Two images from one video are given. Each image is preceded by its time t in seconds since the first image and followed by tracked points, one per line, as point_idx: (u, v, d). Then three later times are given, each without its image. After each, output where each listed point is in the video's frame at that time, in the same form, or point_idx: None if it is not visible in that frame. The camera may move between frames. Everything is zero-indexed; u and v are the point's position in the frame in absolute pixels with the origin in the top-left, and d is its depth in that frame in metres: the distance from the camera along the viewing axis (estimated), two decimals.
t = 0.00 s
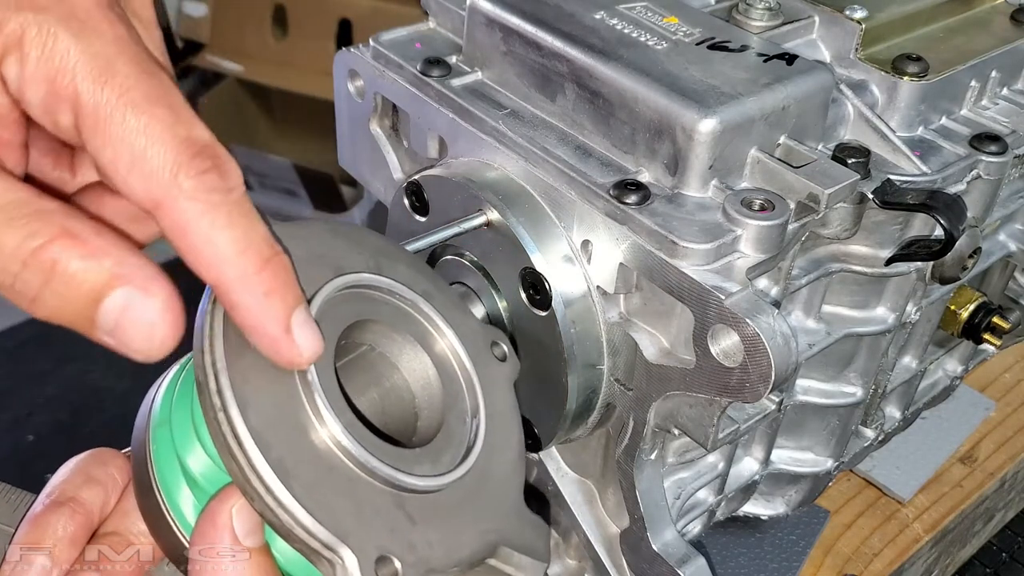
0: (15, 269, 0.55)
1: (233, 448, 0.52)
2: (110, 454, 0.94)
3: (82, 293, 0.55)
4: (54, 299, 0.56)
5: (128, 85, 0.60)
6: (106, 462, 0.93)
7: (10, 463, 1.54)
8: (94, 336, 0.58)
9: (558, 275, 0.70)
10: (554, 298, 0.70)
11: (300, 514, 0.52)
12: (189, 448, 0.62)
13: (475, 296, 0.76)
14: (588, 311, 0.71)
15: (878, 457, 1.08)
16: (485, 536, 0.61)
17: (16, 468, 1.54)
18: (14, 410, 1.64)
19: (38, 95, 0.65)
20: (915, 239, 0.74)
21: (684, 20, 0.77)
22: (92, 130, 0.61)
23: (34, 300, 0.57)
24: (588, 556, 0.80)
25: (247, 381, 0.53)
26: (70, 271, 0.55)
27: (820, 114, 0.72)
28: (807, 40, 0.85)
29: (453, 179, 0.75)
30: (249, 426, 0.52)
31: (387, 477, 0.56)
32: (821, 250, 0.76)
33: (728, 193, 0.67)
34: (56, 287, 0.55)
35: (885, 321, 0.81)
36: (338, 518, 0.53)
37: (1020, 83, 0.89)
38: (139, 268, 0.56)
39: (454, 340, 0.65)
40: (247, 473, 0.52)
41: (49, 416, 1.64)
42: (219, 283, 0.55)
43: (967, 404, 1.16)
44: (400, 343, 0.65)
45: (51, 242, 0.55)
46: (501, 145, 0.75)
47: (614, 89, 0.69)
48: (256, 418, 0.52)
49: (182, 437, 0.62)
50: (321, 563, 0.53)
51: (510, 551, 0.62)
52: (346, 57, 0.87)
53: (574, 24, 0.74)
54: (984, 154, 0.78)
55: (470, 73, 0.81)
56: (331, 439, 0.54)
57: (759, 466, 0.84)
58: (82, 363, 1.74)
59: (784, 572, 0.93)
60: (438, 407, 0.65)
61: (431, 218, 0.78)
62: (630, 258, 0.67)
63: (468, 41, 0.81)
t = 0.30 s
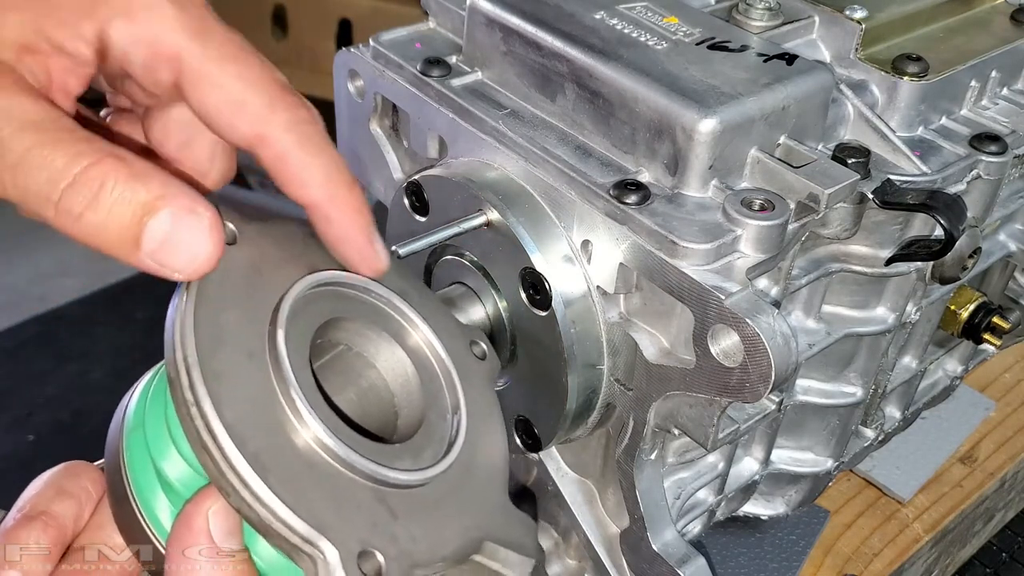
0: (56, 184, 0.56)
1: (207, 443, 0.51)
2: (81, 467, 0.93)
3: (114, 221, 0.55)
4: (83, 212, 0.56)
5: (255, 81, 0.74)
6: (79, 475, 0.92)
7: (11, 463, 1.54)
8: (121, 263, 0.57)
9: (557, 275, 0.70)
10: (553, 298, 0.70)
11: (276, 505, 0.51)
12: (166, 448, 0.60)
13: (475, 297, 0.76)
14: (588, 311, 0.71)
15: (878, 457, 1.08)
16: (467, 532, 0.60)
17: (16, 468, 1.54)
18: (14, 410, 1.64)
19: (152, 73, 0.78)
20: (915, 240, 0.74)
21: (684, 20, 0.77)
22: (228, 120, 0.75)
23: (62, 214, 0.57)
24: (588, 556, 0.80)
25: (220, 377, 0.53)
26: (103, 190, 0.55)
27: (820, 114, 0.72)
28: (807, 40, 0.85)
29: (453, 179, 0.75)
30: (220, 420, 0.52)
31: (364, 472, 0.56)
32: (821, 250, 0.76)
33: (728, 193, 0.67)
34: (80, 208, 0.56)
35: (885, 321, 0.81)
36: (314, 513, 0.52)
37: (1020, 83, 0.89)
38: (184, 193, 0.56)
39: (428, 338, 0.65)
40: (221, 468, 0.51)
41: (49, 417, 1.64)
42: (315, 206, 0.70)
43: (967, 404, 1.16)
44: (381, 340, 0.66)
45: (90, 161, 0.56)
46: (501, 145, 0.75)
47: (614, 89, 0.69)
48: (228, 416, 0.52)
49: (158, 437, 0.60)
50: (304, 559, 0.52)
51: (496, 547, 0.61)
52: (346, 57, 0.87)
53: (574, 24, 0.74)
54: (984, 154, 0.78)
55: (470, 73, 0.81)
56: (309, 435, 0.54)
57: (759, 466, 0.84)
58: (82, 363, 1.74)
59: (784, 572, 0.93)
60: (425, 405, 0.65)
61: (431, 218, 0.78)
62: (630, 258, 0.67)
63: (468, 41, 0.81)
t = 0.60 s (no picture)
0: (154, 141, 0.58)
1: (323, 399, 0.56)
2: (47, 444, 0.94)
3: (215, 185, 0.58)
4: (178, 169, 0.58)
5: (356, 113, 0.76)
6: (45, 451, 0.93)
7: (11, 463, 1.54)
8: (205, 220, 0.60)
9: (557, 275, 0.70)
10: (554, 298, 0.70)
11: (385, 467, 0.57)
12: (217, 413, 0.64)
13: (476, 297, 0.76)
14: (588, 311, 0.71)
15: (878, 457, 1.08)
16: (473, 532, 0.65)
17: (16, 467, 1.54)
18: (14, 410, 1.64)
19: (264, 93, 0.80)
20: (915, 240, 0.74)
21: (684, 20, 0.76)
22: (328, 149, 0.77)
23: (156, 171, 0.58)
24: (588, 556, 0.80)
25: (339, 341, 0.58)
26: (205, 153, 0.58)
27: (820, 114, 0.72)
28: (807, 41, 0.85)
29: (453, 179, 0.75)
30: (343, 379, 0.57)
31: (436, 450, 0.62)
32: (821, 250, 0.76)
33: (728, 193, 0.67)
34: (178, 164, 0.58)
35: (885, 321, 0.81)
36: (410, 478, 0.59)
37: (1020, 83, 0.89)
38: (286, 165, 0.60)
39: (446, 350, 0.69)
40: (335, 425, 0.57)
41: (49, 417, 1.64)
42: (391, 236, 0.72)
43: (967, 404, 1.16)
44: (402, 340, 0.68)
45: (196, 122, 0.58)
46: (501, 145, 0.75)
47: (613, 89, 0.69)
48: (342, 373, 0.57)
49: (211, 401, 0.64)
50: (388, 522, 0.59)
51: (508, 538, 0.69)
52: (346, 57, 0.87)
53: (574, 24, 0.74)
54: (984, 154, 0.78)
55: (470, 73, 0.81)
56: (391, 402, 0.60)
57: (759, 466, 0.84)
58: (82, 363, 1.74)
59: (784, 572, 0.93)
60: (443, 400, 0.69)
61: (431, 218, 0.79)
62: (630, 258, 0.67)
63: (468, 41, 0.81)
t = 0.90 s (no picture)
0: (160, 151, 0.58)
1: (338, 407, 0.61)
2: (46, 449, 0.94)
3: (224, 196, 0.58)
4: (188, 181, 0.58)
5: (347, 107, 0.76)
6: (47, 456, 0.93)
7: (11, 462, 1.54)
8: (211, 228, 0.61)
9: (557, 275, 0.70)
10: (554, 298, 0.70)
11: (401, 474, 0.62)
12: (226, 421, 0.66)
13: (476, 297, 0.76)
14: (588, 311, 0.71)
15: (878, 457, 1.08)
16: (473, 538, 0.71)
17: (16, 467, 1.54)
18: (14, 410, 1.64)
19: (253, 77, 0.81)
20: (915, 240, 0.74)
21: (684, 20, 0.76)
22: (315, 139, 0.77)
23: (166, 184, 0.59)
24: (588, 556, 0.80)
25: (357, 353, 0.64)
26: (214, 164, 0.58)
27: (820, 114, 0.72)
28: (807, 40, 0.85)
29: (453, 179, 0.75)
30: (358, 387, 0.62)
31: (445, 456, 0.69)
32: (821, 250, 0.76)
33: (728, 193, 0.67)
34: (188, 177, 0.58)
35: (885, 321, 0.81)
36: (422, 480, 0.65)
37: (1020, 83, 0.89)
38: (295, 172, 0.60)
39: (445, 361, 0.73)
40: (350, 432, 0.61)
41: (50, 416, 1.64)
42: (376, 233, 0.72)
43: (967, 404, 1.16)
44: (404, 349, 0.73)
45: (206, 132, 0.58)
46: (501, 145, 0.75)
47: (613, 89, 0.69)
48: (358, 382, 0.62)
49: (220, 409, 0.66)
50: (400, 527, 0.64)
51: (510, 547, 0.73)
52: (346, 57, 0.88)
53: (573, 24, 0.74)
54: (984, 154, 0.78)
55: (470, 73, 0.81)
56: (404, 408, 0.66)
57: (759, 466, 0.84)
58: (82, 363, 1.74)
59: (784, 572, 0.93)
60: (443, 410, 0.74)
61: (431, 219, 0.79)
62: (630, 258, 0.67)
63: (468, 41, 0.81)
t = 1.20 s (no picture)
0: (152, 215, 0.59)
1: (349, 409, 0.60)
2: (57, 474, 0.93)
3: (217, 248, 0.62)
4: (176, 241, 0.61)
5: (317, 123, 0.69)
6: (60, 480, 0.93)
7: (11, 462, 1.54)
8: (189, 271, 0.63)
9: (557, 275, 0.70)
10: (554, 298, 0.70)
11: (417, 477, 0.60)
12: (239, 434, 0.66)
13: (476, 297, 0.76)
14: (588, 311, 0.71)
15: (878, 457, 1.08)
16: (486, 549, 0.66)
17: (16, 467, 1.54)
18: (14, 410, 1.64)
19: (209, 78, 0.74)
20: (915, 239, 0.74)
21: (684, 20, 0.76)
22: (270, 154, 0.70)
23: (149, 243, 0.61)
24: (588, 556, 0.80)
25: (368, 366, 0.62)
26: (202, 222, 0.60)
27: (820, 114, 0.72)
28: (807, 40, 0.85)
29: (453, 178, 0.75)
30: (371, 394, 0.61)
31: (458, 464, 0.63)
32: (821, 250, 0.76)
33: (728, 193, 0.67)
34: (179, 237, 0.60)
35: (885, 321, 0.81)
36: (437, 486, 0.62)
37: (1020, 83, 0.89)
38: (279, 223, 0.64)
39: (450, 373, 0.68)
40: (361, 432, 0.60)
41: (49, 416, 1.64)
42: (341, 271, 0.68)
43: (967, 404, 1.16)
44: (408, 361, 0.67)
45: (195, 194, 0.60)
46: (501, 145, 0.75)
47: (613, 89, 0.69)
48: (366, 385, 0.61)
49: (232, 423, 0.66)
50: (414, 529, 0.61)
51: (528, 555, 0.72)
52: (346, 57, 0.87)
53: (573, 24, 0.74)
54: (984, 154, 0.78)
55: (470, 73, 0.81)
56: (416, 420, 0.62)
57: (759, 466, 0.84)
58: (82, 363, 1.74)
59: (784, 572, 0.93)
60: (453, 423, 0.68)
61: (431, 218, 0.79)
62: (630, 258, 0.67)
63: (468, 41, 0.81)
